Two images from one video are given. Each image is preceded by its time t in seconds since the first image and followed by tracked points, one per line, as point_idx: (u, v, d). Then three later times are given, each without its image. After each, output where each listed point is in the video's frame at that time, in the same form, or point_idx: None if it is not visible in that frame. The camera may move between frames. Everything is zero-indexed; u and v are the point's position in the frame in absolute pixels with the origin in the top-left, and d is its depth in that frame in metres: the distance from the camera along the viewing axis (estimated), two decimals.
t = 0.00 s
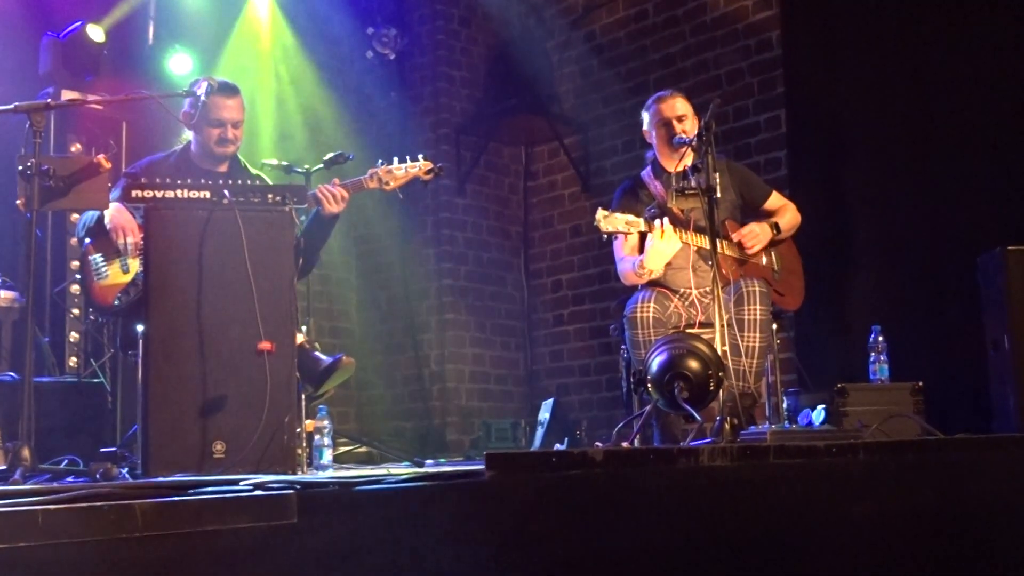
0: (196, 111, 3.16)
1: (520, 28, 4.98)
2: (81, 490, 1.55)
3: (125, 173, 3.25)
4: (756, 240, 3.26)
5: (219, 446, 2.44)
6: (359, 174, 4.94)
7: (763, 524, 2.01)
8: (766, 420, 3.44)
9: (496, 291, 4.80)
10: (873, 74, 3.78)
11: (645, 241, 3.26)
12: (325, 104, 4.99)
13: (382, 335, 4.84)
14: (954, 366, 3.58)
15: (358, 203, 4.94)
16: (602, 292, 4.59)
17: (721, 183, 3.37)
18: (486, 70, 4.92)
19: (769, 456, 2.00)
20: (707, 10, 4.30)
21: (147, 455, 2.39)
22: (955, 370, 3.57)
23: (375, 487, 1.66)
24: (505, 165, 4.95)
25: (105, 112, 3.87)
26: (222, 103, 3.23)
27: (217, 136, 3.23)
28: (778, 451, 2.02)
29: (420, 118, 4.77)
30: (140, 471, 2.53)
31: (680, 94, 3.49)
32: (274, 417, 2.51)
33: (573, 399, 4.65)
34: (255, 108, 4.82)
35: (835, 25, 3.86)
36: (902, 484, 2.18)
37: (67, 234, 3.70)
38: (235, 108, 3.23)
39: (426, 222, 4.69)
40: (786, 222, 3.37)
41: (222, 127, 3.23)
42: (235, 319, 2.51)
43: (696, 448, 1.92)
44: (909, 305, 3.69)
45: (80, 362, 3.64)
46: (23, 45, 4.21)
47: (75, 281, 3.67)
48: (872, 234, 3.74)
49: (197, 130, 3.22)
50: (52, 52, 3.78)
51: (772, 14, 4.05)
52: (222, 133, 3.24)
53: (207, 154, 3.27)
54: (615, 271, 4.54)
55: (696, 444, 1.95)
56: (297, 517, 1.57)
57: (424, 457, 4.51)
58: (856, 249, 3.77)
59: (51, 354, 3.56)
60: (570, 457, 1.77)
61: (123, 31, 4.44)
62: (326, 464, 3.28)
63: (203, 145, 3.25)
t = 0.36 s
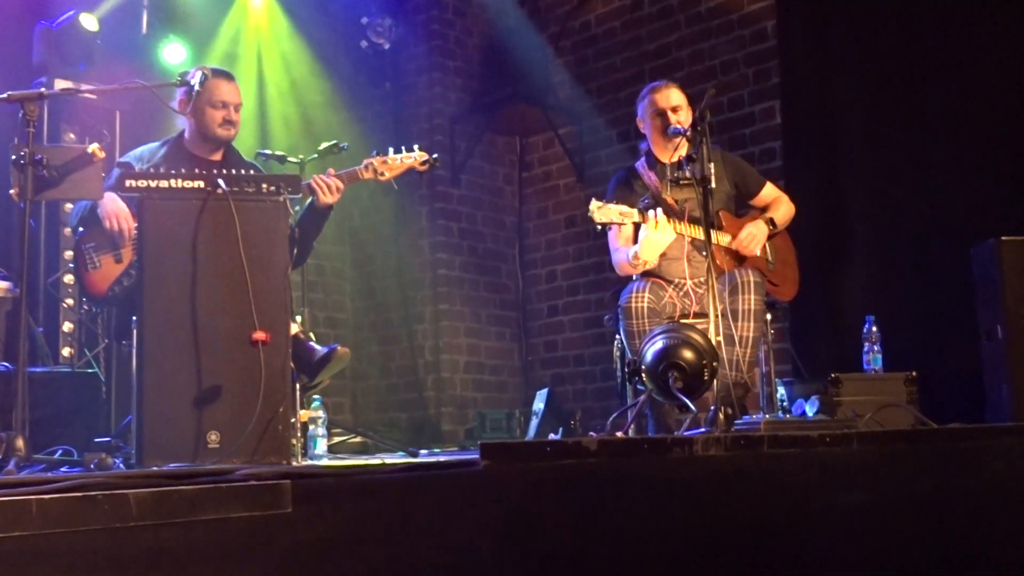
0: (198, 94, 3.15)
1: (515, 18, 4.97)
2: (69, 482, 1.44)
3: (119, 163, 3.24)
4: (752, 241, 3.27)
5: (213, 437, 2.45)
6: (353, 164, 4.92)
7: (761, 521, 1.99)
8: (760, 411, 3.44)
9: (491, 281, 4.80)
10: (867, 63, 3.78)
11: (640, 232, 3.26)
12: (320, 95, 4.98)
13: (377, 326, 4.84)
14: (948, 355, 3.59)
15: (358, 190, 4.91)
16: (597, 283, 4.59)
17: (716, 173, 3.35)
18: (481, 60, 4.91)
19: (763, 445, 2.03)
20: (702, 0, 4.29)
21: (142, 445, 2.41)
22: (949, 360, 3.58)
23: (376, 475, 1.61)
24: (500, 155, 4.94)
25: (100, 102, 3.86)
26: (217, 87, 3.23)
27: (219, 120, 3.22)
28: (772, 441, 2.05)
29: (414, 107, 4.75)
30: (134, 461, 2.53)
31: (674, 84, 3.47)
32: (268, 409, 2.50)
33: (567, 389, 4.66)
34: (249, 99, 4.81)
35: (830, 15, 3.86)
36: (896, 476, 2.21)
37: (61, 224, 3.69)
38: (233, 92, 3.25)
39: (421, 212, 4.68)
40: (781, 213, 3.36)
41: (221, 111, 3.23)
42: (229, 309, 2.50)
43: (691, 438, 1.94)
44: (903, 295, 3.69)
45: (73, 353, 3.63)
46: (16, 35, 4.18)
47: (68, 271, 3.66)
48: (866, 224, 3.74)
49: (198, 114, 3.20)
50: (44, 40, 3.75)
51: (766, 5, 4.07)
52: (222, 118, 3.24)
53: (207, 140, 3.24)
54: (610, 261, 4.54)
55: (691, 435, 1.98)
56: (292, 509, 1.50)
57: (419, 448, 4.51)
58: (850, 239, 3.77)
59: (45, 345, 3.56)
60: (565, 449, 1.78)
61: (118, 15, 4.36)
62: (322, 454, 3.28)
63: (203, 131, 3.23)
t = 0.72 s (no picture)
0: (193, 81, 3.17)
1: (509, 8, 4.96)
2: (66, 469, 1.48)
3: (113, 152, 3.23)
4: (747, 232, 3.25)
5: (206, 427, 2.44)
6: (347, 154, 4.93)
7: (758, 514, 2.00)
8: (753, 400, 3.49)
9: (485, 272, 4.80)
10: (862, 55, 3.78)
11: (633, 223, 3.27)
12: (314, 84, 4.97)
13: (370, 316, 4.84)
14: (941, 347, 3.59)
15: (352, 183, 4.91)
16: (591, 274, 4.59)
17: (709, 164, 3.34)
18: (475, 50, 4.89)
19: (752, 436, 2.09)
20: None
21: (136, 434, 2.41)
22: (941, 351, 3.59)
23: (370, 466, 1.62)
24: (495, 146, 4.94)
25: (94, 91, 3.86)
26: (210, 76, 3.25)
27: (215, 106, 3.24)
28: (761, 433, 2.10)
29: (408, 97, 4.74)
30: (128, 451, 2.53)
31: (668, 75, 3.46)
32: (261, 400, 2.49)
33: (561, 380, 4.66)
34: (243, 88, 4.80)
35: (825, 6, 3.85)
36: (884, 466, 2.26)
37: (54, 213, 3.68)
38: (226, 79, 3.27)
39: (415, 203, 4.67)
40: (775, 204, 3.36)
41: (216, 98, 3.24)
42: (223, 300, 2.50)
43: (684, 429, 1.99)
44: (896, 287, 3.70)
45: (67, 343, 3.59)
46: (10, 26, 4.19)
47: (61, 261, 3.65)
48: (859, 216, 3.75)
49: (194, 102, 3.21)
50: (37, 28, 3.75)
51: None
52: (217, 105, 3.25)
53: (203, 127, 3.25)
54: (603, 252, 4.55)
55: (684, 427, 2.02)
56: (284, 499, 1.52)
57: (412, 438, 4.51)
58: (844, 231, 3.77)
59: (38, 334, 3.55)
60: (557, 439, 1.78)
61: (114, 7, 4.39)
62: (315, 444, 3.28)
63: (198, 119, 3.24)
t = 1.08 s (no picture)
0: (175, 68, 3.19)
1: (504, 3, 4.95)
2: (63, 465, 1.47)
3: (107, 147, 3.22)
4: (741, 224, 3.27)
5: (201, 422, 2.44)
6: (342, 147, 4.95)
7: (750, 508, 1.98)
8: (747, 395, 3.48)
9: (480, 267, 4.79)
10: (856, 49, 3.78)
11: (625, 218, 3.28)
12: (309, 80, 4.98)
13: (365, 311, 4.83)
14: (935, 341, 3.60)
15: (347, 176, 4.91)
16: (586, 268, 4.59)
17: (703, 159, 3.33)
18: (470, 45, 4.89)
19: (748, 431, 2.00)
20: None
21: (130, 429, 2.40)
22: (935, 346, 3.59)
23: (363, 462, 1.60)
24: (489, 140, 4.93)
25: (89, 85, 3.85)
26: (200, 66, 3.27)
27: (198, 94, 3.23)
28: (757, 427, 2.02)
29: (403, 92, 4.72)
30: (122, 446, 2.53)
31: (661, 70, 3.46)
32: (255, 395, 2.50)
33: (556, 375, 4.66)
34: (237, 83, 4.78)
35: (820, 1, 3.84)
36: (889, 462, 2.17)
37: (47, 209, 3.67)
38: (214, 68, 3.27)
39: (409, 198, 4.67)
40: (769, 200, 3.36)
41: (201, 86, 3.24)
42: (217, 296, 2.50)
43: (677, 424, 1.92)
44: (891, 282, 3.70)
45: (61, 339, 3.63)
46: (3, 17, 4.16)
47: (55, 256, 3.64)
48: (855, 210, 3.75)
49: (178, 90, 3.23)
50: (31, 23, 3.73)
51: None
52: (202, 92, 3.25)
53: (189, 118, 3.25)
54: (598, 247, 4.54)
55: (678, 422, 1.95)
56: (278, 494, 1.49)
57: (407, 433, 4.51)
58: (838, 225, 3.77)
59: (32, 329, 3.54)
60: (553, 433, 1.75)
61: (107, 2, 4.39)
62: (309, 439, 3.27)
63: (184, 109, 3.24)
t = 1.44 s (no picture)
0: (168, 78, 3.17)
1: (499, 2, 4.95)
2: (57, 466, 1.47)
3: (101, 149, 3.21)
4: (733, 221, 3.25)
5: (196, 423, 2.44)
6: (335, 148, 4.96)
7: (743, 508, 1.95)
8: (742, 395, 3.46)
9: (475, 267, 4.79)
10: (851, 48, 3.78)
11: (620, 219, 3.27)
12: (302, 80, 4.98)
13: (361, 311, 4.83)
14: (930, 341, 3.59)
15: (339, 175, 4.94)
16: (581, 268, 4.59)
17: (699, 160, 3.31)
18: (464, 44, 4.87)
19: (745, 429, 1.98)
20: None
21: (125, 429, 2.39)
22: (931, 346, 3.59)
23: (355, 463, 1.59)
24: (484, 140, 4.93)
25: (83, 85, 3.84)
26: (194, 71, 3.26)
27: (192, 102, 3.23)
28: (753, 427, 2.00)
29: (399, 91, 4.74)
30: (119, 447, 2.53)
31: (657, 69, 3.44)
32: (250, 395, 2.49)
33: (552, 374, 4.66)
34: (232, 83, 4.78)
35: None
36: (888, 458, 2.13)
37: (42, 209, 3.66)
38: (208, 74, 3.25)
39: (405, 198, 4.67)
40: (765, 199, 3.34)
41: (194, 94, 3.23)
42: (212, 296, 2.50)
43: (673, 424, 1.88)
44: (886, 281, 3.70)
45: (56, 339, 3.63)
46: None
47: (49, 256, 3.63)
48: (847, 210, 3.76)
49: (172, 98, 3.22)
50: (25, 22, 3.73)
51: None
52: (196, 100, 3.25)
53: (182, 124, 3.26)
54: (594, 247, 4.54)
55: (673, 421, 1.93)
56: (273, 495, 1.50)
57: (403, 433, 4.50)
58: (835, 225, 3.79)
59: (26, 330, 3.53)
60: (547, 433, 1.71)
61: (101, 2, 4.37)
62: (305, 440, 3.27)
63: (178, 115, 3.25)
